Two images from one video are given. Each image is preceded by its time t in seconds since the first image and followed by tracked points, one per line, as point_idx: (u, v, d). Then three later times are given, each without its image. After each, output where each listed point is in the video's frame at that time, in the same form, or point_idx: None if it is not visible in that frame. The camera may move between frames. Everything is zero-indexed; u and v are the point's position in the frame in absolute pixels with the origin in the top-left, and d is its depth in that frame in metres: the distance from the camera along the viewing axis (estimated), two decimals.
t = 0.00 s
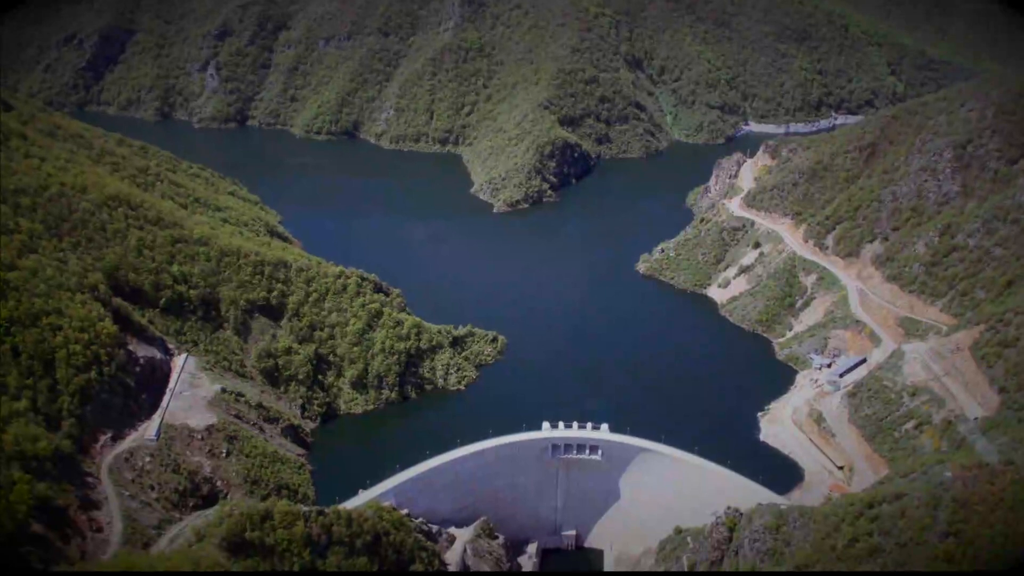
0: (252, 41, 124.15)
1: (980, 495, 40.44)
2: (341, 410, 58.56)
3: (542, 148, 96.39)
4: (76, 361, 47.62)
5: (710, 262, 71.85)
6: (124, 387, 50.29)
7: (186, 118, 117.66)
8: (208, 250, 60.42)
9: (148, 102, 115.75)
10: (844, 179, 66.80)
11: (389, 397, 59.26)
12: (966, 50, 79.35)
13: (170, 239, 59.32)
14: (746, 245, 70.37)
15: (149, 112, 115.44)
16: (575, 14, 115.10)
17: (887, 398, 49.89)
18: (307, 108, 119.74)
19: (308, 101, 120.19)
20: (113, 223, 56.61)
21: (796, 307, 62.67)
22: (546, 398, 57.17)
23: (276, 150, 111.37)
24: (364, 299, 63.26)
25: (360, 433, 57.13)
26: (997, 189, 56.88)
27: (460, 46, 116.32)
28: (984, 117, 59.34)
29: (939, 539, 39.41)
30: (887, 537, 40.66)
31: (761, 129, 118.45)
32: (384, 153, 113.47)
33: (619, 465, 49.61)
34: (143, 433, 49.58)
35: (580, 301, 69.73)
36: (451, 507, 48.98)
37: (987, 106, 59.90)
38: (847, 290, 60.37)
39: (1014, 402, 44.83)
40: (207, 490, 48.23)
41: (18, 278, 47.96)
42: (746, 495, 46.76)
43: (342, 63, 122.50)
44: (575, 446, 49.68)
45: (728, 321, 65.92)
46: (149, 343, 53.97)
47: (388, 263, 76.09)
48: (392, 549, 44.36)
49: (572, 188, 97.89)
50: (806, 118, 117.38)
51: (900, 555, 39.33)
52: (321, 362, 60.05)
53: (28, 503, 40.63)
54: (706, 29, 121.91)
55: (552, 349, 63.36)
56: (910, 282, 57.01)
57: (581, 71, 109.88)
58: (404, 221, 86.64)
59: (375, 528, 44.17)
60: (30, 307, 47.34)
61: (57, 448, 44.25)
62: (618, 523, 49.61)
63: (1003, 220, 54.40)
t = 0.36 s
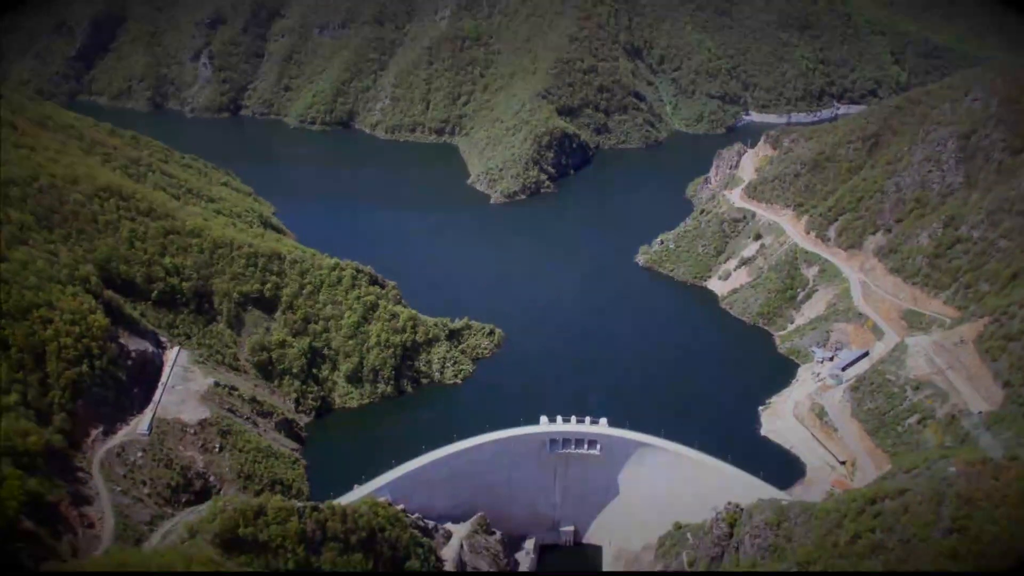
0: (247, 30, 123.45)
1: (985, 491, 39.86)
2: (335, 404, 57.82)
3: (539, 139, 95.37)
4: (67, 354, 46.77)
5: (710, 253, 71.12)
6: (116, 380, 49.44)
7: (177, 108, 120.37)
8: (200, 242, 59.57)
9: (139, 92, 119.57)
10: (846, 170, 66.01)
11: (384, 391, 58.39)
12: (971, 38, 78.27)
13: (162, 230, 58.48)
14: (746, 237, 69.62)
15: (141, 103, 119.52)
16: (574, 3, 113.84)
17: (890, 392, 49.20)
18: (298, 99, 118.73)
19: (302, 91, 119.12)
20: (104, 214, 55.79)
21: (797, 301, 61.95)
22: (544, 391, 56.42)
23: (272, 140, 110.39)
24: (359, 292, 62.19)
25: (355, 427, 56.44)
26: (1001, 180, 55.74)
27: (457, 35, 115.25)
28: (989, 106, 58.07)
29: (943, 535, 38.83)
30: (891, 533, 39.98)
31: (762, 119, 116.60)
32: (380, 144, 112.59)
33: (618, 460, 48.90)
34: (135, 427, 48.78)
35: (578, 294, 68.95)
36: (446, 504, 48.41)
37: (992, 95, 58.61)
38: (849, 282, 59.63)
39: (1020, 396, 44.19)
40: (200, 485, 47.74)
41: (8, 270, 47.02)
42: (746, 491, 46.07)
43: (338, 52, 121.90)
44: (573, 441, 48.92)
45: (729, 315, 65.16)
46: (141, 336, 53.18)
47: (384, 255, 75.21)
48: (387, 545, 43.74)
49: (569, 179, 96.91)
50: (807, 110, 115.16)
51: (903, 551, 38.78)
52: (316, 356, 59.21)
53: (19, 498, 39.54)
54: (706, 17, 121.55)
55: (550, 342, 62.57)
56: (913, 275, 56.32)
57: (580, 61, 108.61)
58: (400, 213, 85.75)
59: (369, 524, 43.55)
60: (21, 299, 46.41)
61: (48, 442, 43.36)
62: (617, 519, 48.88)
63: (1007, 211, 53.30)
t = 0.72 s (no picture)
0: (237, 15, 121.34)
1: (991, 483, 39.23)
2: (328, 396, 56.85)
3: (537, 126, 94.17)
4: (55, 346, 45.65)
5: (710, 242, 70.18)
6: (104, 371, 48.44)
7: (168, 95, 114.45)
8: (190, 231, 58.50)
9: (128, 79, 110.83)
10: (849, 157, 64.92)
11: (378, 382, 57.55)
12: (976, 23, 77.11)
13: (151, 219, 57.39)
14: (747, 226, 68.61)
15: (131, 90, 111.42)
16: None
17: (893, 383, 48.36)
18: (292, 84, 117.45)
19: (293, 78, 117.70)
20: (93, 203, 54.67)
21: (799, 291, 60.99)
22: (541, 383, 55.55)
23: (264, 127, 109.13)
24: (352, 282, 61.10)
25: (350, 420, 55.52)
26: (1007, 167, 55.01)
27: (453, 20, 113.42)
28: (995, 92, 57.16)
29: (948, 529, 38.22)
30: (894, 528, 39.31)
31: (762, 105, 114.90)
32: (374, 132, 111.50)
33: (616, 453, 48.12)
34: (124, 419, 47.80)
35: (575, 284, 68.02)
36: (442, 498, 47.50)
37: (999, 80, 57.69)
38: (852, 271, 58.69)
39: None
40: (190, 478, 46.55)
41: None
42: (747, 485, 45.27)
43: (331, 37, 120.66)
44: (571, 433, 48.05)
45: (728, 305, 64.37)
46: (130, 326, 52.12)
47: (376, 244, 74.19)
48: (382, 540, 42.89)
49: (567, 167, 95.96)
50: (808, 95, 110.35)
51: (907, 546, 38.15)
52: (309, 347, 58.14)
53: (5, 493, 38.86)
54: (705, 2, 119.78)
55: (547, 332, 61.79)
56: (917, 264, 55.46)
57: (577, 47, 106.98)
58: (394, 202, 84.68)
59: (364, 518, 42.62)
60: (8, 288, 44.96)
61: (35, 435, 42.48)
62: (615, 514, 48.01)
63: (1013, 200, 52.69)
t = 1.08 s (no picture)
0: None
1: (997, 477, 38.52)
2: (320, 387, 55.78)
3: (534, 111, 93.06)
4: (41, 336, 44.69)
5: (711, 230, 69.06)
6: (93, 362, 47.33)
7: (157, 80, 115.12)
8: (180, 219, 57.31)
9: (116, 63, 112.75)
10: (852, 143, 63.84)
11: (372, 373, 56.45)
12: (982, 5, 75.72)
13: (140, 207, 56.23)
14: (749, 213, 67.48)
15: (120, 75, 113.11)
16: None
17: (898, 374, 47.45)
18: (284, 69, 115.73)
19: (286, 62, 116.04)
20: (81, 190, 53.52)
21: (801, 280, 60.01)
22: (539, 375, 54.58)
23: (260, 113, 107.70)
24: (345, 271, 59.96)
25: (343, 411, 54.51)
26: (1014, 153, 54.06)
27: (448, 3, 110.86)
28: (1002, 77, 56.11)
29: (953, 523, 37.55)
30: (899, 522, 38.61)
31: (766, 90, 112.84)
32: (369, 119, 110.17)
33: (614, 445, 47.12)
34: (112, 411, 46.67)
35: (573, 273, 66.94)
36: (437, 491, 46.46)
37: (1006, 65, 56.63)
38: (855, 260, 57.63)
39: None
40: (180, 471, 45.53)
41: None
42: (749, 478, 44.32)
43: (324, 20, 116.99)
44: (569, 425, 47.12)
45: (728, 295, 63.35)
46: (119, 316, 51.01)
47: (371, 232, 73.03)
48: (375, 534, 41.94)
49: (565, 152, 94.90)
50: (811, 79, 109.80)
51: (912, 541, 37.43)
52: (301, 337, 57.08)
53: None
54: None
55: (545, 323, 60.78)
56: (921, 253, 54.46)
57: (575, 30, 105.47)
58: (389, 189, 83.43)
59: (357, 512, 41.67)
60: None
61: (21, 427, 41.58)
62: (614, 508, 46.93)
63: (1020, 187, 51.79)
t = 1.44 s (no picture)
0: None
1: (1003, 469, 37.78)
2: (313, 377, 54.78)
3: (530, 97, 91.84)
4: (28, 326, 43.61)
5: (712, 218, 68.03)
6: (81, 353, 46.23)
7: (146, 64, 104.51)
8: (170, 206, 56.14)
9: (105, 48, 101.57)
10: (855, 129, 62.86)
11: (365, 364, 55.51)
12: None
13: (129, 194, 55.03)
14: (750, 201, 66.50)
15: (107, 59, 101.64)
16: None
17: (902, 365, 46.58)
18: (276, 54, 111.16)
19: (277, 46, 111.49)
20: (69, 176, 52.35)
21: (804, 269, 59.05)
22: (535, 365, 53.55)
23: (252, 98, 105.96)
24: (338, 259, 58.88)
25: (337, 402, 53.58)
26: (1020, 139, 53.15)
27: None
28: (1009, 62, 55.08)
29: (958, 517, 36.84)
30: (904, 516, 37.69)
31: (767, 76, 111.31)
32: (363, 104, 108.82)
33: (612, 437, 46.10)
34: (100, 402, 45.56)
35: (569, 262, 65.85)
36: (431, 484, 45.47)
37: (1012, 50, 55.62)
38: (859, 248, 56.65)
39: None
40: (169, 464, 44.32)
41: None
42: (750, 471, 43.43)
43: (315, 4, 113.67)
44: (566, 417, 46.27)
45: (727, 284, 62.39)
46: (107, 305, 49.87)
47: (365, 220, 71.73)
48: (369, 529, 40.99)
49: (562, 138, 93.82)
50: (813, 63, 106.94)
51: (916, 534, 36.69)
52: (293, 327, 55.87)
53: None
54: None
55: (542, 312, 59.76)
56: (926, 241, 53.53)
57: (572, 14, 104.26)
58: (383, 176, 82.12)
59: (350, 505, 40.76)
60: None
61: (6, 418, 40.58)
62: (612, 501, 46.04)
63: None
